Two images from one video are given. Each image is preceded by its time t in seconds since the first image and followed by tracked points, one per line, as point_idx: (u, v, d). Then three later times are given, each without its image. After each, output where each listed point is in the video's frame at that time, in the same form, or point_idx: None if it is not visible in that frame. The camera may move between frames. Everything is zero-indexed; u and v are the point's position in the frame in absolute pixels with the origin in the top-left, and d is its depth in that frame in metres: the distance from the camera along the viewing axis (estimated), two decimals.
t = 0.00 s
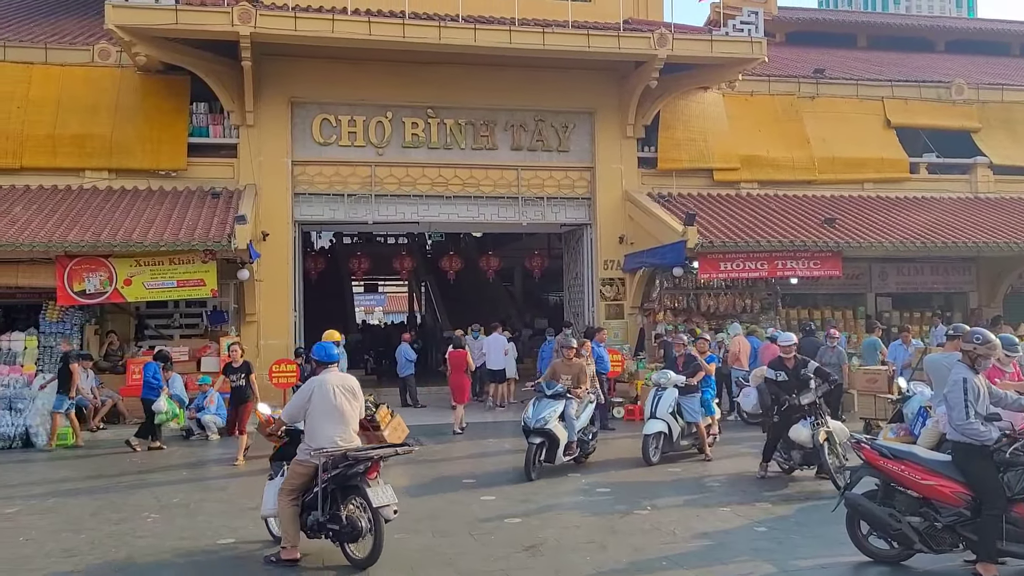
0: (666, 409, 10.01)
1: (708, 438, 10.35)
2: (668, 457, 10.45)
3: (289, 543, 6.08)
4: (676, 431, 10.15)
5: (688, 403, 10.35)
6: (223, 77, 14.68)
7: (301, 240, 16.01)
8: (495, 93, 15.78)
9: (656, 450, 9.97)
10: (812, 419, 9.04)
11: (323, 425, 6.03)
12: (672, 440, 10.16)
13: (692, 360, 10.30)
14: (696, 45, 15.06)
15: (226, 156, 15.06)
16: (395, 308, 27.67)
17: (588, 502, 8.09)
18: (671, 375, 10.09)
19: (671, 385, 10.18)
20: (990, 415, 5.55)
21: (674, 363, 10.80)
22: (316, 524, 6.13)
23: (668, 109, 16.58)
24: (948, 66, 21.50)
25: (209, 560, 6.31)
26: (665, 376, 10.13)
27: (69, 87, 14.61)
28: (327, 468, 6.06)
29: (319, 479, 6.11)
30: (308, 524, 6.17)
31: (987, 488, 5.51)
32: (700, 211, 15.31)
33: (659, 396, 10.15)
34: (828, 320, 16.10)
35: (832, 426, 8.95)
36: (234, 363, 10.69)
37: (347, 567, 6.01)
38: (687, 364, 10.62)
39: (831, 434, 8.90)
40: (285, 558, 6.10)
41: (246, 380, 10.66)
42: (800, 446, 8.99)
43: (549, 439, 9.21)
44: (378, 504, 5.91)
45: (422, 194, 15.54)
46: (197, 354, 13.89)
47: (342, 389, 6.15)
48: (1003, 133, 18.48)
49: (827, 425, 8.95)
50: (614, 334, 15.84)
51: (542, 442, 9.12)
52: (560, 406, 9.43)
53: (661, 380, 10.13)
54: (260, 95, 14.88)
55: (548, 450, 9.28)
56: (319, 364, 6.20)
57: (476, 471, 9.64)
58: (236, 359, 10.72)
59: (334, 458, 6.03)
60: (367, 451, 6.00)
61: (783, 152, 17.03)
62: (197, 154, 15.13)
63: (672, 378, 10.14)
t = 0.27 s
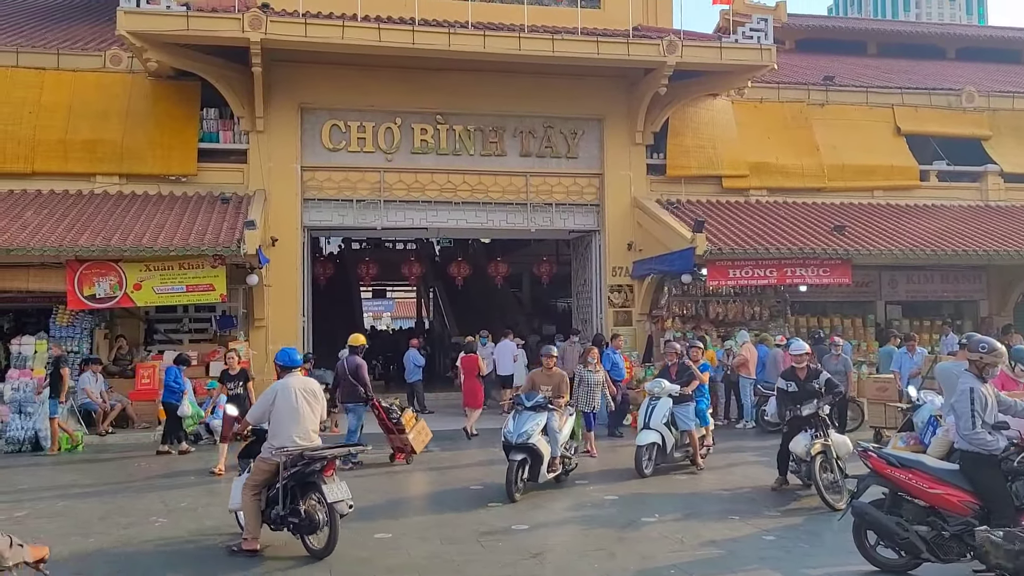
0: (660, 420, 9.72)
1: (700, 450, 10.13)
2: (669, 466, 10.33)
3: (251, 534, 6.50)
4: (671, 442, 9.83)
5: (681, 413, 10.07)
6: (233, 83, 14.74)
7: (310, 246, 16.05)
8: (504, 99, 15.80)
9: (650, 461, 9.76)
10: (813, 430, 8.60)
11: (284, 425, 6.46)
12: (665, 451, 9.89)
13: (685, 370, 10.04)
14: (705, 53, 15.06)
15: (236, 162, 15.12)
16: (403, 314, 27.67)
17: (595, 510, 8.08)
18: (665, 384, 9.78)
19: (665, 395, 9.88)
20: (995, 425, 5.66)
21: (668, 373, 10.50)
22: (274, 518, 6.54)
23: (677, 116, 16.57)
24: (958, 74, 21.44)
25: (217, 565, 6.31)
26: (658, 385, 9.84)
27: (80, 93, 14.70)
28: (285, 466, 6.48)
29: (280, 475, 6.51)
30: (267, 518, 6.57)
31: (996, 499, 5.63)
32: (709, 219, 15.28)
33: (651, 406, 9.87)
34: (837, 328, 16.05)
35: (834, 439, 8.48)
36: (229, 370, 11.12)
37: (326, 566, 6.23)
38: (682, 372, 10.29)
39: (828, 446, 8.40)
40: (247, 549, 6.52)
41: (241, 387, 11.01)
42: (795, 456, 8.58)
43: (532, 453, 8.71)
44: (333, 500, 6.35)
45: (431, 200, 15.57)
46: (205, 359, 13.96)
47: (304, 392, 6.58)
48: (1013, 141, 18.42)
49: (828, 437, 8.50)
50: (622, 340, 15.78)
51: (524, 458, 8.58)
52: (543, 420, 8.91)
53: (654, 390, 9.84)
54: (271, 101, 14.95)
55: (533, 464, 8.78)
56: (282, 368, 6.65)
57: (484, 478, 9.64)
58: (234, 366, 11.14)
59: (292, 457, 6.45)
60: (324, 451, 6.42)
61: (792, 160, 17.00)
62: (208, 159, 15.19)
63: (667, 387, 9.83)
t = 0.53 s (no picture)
0: (652, 433, 9.31)
1: (690, 463, 9.75)
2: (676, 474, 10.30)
3: (222, 530, 6.95)
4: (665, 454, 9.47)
5: (672, 425, 9.64)
6: (242, 91, 14.82)
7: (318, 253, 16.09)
8: (512, 107, 15.82)
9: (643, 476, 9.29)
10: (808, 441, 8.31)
11: (251, 429, 6.84)
12: (657, 464, 9.48)
13: (678, 381, 9.71)
14: (713, 61, 15.05)
15: (245, 169, 15.18)
16: (410, 321, 27.67)
17: (602, 518, 8.07)
18: (657, 396, 9.42)
19: (658, 407, 9.44)
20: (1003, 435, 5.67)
21: (660, 383, 10.06)
22: (242, 514, 6.96)
23: (685, 124, 16.57)
24: (967, 82, 21.39)
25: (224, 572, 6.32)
26: (649, 396, 9.45)
27: (91, 100, 14.79)
28: (250, 467, 6.88)
29: (246, 475, 6.92)
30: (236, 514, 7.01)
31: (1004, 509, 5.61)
32: (716, 226, 15.26)
33: (643, 418, 9.46)
34: (846, 336, 15.99)
35: (830, 452, 8.17)
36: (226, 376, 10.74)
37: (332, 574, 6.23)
38: (673, 382, 9.88)
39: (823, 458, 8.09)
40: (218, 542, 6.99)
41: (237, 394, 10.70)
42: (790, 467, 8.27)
43: (502, 476, 7.82)
44: (296, 497, 6.75)
45: (438, 208, 15.59)
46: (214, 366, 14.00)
47: (272, 397, 6.97)
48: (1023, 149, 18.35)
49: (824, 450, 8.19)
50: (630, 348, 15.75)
51: (494, 480, 7.70)
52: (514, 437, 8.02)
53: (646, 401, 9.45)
54: (279, 109, 15.02)
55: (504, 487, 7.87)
56: (252, 375, 7.03)
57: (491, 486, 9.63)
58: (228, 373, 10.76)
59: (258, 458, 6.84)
60: (287, 452, 6.81)
61: (801, 168, 16.96)
62: (217, 166, 15.25)
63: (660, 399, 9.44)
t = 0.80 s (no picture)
0: (645, 445, 9.06)
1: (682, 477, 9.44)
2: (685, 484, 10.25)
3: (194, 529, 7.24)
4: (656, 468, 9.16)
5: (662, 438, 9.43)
6: (251, 100, 14.88)
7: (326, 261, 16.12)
8: (520, 116, 15.84)
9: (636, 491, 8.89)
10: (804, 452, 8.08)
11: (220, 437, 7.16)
12: (649, 479, 9.23)
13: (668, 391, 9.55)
14: (721, 69, 15.05)
15: (253, 177, 15.24)
16: (417, 329, 27.70)
17: (611, 527, 8.05)
18: (648, 406, 9.22)
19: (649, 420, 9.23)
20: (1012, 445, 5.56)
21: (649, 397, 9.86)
22: (213, 513, 7.26)
23: (693, 133, 16.57)
24: (976, 90, 21.34)
25: None
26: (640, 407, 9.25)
27: (101, 109, 14.88)
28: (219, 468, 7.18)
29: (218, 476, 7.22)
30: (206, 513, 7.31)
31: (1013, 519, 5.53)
32: (724, 235, 15.25)
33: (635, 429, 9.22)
34: (854, 345, 15.94)
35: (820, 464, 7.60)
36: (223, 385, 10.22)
37: None
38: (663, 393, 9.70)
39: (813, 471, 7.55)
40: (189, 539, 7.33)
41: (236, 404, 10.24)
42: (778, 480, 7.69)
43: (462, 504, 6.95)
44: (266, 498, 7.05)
45: (446, 216, 15.62)
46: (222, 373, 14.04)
47: (243, 403, 7.29)
48: None
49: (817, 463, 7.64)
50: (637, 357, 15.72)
51: (452, 510, 6.83)
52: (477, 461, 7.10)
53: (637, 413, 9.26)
54: (288, 118, 15.08)
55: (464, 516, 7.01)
56: (223, 381, 7.35)
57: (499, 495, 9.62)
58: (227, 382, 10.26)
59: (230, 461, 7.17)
60: (258, 454, 7.15)
61: (809, 176, 16.93)
62: (226, 175, 15.32)
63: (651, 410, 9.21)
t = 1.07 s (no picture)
0: (632, 457, 8.66)
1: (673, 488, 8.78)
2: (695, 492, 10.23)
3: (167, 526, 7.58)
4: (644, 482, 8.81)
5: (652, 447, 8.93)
6: (261, 108, 14.94)
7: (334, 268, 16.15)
8: (529, 123, 15.86)
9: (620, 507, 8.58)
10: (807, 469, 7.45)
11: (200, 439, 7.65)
12: (638, 492, 8.83)
13: (657, 399, 9.02)
14: (730, 76, 15.04)
15: (263, 185, 15.29)
16: (426, 336, 27.70)
17: (619, 536, 8.03)
18: (634, 416, 8.81)
19: (637, 430, 8.83)
20: None
21: (638, 404, 9.30)
22: (186, 512, 7.59)
23: (701, 140, 16.55)
24: (986, 97, 21.28)
25: None
26: (625, 417, 8.81)
27: (111, 117, 14.96)
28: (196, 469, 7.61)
29: (194, 476, 7.61)
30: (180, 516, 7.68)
31: None
32: (733, 242, 15.22)
33: (622, 441, 8.83)
34: (864, 353, 15.88)
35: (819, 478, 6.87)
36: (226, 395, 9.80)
37: None
38: (651, 398, 9.19)
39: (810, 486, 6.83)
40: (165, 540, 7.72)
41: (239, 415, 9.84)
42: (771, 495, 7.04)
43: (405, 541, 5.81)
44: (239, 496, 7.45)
45: (455, 223, 15.64)
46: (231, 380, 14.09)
47: (220, 407, 7.79)
48: None
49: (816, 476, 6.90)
50: (646, 364, 15.69)
51: (393, 550, 5.67)
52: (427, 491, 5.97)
53: (623, 424, 8.83)
54: (297, 125, 15.14)
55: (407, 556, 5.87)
56: (200, 389, 7.74)
57: (507, 502, 9.62)
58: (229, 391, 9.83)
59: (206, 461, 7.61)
60: (233, 455, 7.61)
61: (818, 183, 16.89)
62: (235, 182, 15.37)
63: (638, 418, 8.86)
